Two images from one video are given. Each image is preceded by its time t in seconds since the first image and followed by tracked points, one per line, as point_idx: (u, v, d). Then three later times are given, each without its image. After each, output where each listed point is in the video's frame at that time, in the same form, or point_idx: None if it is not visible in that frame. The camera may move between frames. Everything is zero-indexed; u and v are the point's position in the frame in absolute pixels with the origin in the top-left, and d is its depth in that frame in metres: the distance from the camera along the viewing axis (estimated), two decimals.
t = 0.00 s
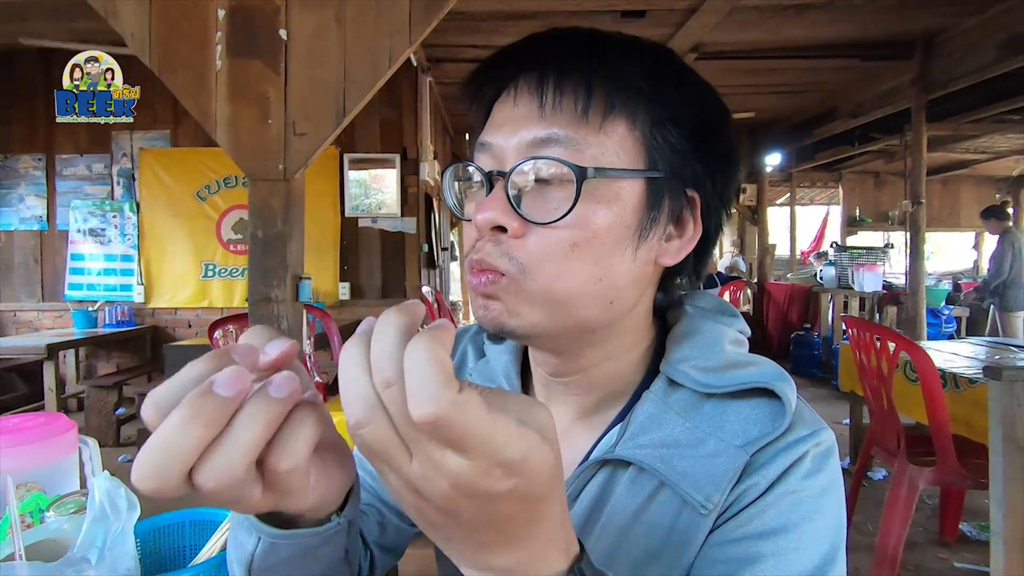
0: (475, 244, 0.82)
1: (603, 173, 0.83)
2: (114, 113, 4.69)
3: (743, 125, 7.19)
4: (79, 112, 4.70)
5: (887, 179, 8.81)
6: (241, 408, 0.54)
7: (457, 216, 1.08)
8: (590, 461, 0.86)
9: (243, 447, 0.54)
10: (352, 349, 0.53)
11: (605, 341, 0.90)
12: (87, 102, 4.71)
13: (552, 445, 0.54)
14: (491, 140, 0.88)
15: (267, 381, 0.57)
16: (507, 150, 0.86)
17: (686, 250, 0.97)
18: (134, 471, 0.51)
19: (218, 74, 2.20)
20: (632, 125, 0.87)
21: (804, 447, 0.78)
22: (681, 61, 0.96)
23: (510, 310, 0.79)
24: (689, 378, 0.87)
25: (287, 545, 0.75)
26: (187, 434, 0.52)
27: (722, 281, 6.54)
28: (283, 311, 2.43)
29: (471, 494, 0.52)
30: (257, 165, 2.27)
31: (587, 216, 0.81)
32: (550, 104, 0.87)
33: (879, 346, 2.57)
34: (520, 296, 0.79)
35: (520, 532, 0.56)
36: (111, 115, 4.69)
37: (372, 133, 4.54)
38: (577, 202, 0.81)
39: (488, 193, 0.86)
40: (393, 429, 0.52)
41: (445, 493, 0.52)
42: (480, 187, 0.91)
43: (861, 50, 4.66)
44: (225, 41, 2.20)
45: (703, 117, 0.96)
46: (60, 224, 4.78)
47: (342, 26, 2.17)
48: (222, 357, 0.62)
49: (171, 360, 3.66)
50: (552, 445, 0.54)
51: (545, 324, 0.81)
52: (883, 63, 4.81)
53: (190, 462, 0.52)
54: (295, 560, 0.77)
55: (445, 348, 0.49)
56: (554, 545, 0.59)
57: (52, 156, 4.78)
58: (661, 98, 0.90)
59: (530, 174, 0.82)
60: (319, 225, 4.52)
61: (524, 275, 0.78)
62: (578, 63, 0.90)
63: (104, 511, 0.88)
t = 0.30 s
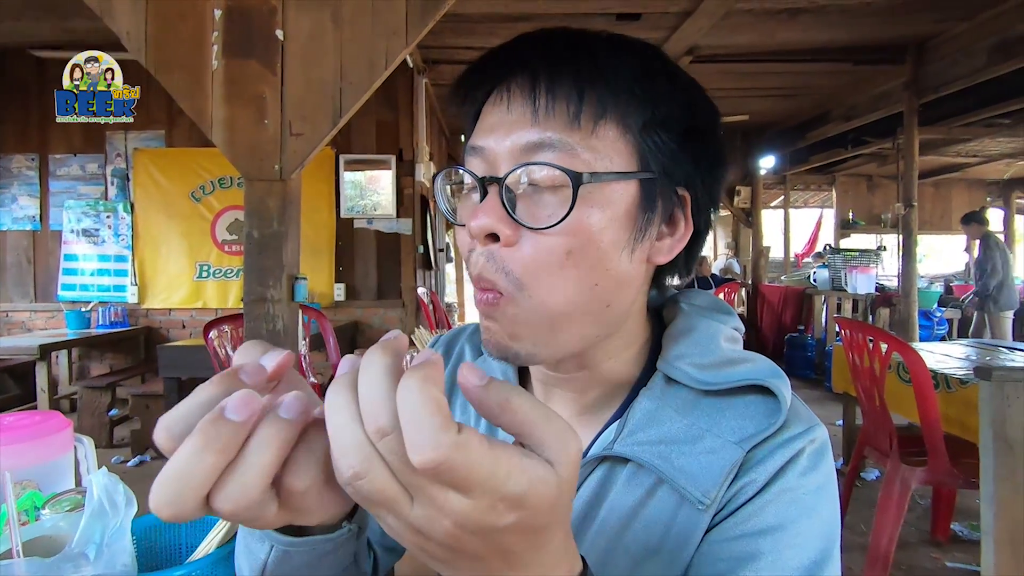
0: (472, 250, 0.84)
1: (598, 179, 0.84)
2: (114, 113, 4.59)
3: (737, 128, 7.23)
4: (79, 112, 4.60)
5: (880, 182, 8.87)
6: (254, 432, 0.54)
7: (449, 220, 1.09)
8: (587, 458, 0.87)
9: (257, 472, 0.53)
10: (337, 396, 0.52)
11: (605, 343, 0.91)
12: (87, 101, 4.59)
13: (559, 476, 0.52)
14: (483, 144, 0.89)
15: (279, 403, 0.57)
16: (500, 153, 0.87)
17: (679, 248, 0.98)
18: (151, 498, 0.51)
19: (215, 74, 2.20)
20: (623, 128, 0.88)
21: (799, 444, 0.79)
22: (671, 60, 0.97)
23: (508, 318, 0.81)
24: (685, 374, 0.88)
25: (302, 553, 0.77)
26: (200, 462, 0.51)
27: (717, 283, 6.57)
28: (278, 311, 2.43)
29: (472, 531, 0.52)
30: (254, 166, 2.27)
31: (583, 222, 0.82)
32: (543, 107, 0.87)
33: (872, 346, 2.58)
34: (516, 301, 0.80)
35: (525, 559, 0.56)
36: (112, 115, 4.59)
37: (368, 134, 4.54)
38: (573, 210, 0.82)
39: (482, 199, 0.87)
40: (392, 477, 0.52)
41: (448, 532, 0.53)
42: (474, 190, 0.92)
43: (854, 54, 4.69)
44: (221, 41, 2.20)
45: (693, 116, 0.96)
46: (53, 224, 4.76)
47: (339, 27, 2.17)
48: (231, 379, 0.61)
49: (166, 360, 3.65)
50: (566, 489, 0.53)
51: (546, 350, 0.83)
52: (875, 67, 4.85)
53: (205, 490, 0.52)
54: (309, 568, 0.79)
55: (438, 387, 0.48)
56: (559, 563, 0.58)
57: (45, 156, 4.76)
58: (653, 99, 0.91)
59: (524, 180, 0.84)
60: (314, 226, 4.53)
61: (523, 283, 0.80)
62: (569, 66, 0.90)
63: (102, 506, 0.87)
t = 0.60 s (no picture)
0: (470, 258, 0.84)
1: (594, 183, 0.85)
2: (114, 113, 4.70)
3: (734, 129, 7.26)
4: (79, 112, 4.72)
5: (876, 183, 8.91)
6: (290, 438, 0.54)
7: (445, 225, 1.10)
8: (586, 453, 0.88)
9: (292, 478, 0.54)
10: (349, 401, 0.53)
11: (602, 336, 0.91)
12: (87, 101, 4.72)
13: (567, 479, 0.53)
14: (477, 150, 0.89)
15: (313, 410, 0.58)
16: (494, 159, 0.87)
17: (674, 244, 1.00)
18: (193, 502, 0.51)
19: (213, 73, 2.21)
20: (617, 130, 0.89)
21: (795, 439, 0.80)
22: (660, 59, 0.97)
23: (511, 325, 0.81)
24: (682, 371, 0.88)
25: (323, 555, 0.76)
26: (241, 468, 0.51)
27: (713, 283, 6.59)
28: (277, 310, 2.43)
29: (478, 527, 0.53)
30: (252, 165, 2.28)
31: (579, 225, 0.83)
32: (536, 113, 0.87)
33: (867, 346, 2.60)
34: (519, 309, 0.81)
35: (529, 557, 0.57)
36: (111, 115, 4.70)
37: (365, 134, 4.54)
38: (570, 213, 0.83)
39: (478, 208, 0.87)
40: (402, 474, 0.52)
41: (456, 529, 0.53)
42: (468, 198, 0.92)
43: (849, 56, 4.71)
44: (220, 40, 2.20)
45: (683, 115, 0.97)
46: (49, 223, 4.75)
47: (338, 27, 2.17)
48: (265, 386, 0.60)
49: (162, 360, 3.65)
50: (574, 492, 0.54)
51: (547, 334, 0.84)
52: (871, 68, 4.88)
53: (245, 494, 0.52)
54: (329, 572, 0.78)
55: (447, 389, 0.49)
56: (561, 562, 0.59)
57: (41, 155, 4.75)
58: (644, 101, 0.91)
59: (519, 186, 0.84)
60: (311, 226, 4.53)
61: (526, 288, 0.80)
62: (559, 72, 0.90)
63: (103, 503, 0.87)
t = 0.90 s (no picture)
0: (460, 261, 0.84)
1: (574, 184, 0.85)
2: (114, 113, 4.66)
3: (731, 131, 7.27)
4: (79, 112, 4.67)
5: (871, 186, 8.95)
6: (285, 441, 0.55)
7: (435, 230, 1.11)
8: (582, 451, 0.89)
9: (289, 481, 0.54)
10: (343, 409, 0.54)
11: (594, 343, 0.91)
12: (87, 101, 4.67)
13: (557, 480, 0.53)
14: (463, 153, 0.90)
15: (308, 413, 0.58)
16: (478, 161, 0.87)
17: (658, 246, 0.99)
18: (195, 507, 0.53)
19: (211, 74, 2.21)
20: (598, 132, 0.88)
21: (786, 437, 0.81)
22: (642, 59, 0.96)
23: (497, 324, 0.82)
24: (676, 371, 0.88)
25: (329, 557, 0.76)
26: (239, 471, 0.52)
27: (710, 284, 6.61)
28: (274, 310, 2.43)
29: (471, 527, 0.53)
30: (251, 165, 2.28)
31: (563, 227, 0.83)
32: (517, 114, 0.88)
33: (862, 347, 2.62)
34: (508, 313, 0.82)
35: (522, 557, 0.57)
36: (111, 115, 4.66)
37: (362, 134, 4.54)
38: (553, 215, 0.84)
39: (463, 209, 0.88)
40: (396, 476, 0.53)
41: (448, 529, 0.54)
42: (455, 201, 0.93)
43: (846, 58, 4.73)
44: (218, 40, 2.20)
45: (664, 116, 0.95)
46: (45, 223, 4.73)
47: (336, 28, 2.18)
48: (260, 394, 0.61)
49: (159, 360, 3.64)
50: (564, 491, 0.54)
51: (537, 344, 0.84)
52: (867, 71, 4.90)
53: (244, 497, 0.53)
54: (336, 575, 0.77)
55: (438, 392, 0.50)
56: (553, 561, 0.60)
57: (37, 155, 4.73)
58: (625, 101, 0.90)
59: (504, 187, 0.85)
60: (308, 226, 4.52)
61: (515, 292, 0.81)
62: (540, 75, 0.90)
63: (103, 501, 0.88)
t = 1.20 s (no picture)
0: (447, 268, 0.83)
1: (560, 190, 0.84)
2: (114, 113, 4.66)
3: (729, 130, 7.27)
4: (79, 112, 4.68)
5: (869, 185, 8.96)
6: (289, 449, 0.55)
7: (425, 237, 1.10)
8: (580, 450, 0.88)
9: (292, 490, 0.54)
10: (335, 414, 0.54)
11: (585, 335, 0.91)
12: (87, 101, 4.69)
13: (551, 481, 0.53)
14: (449, 159, 0.88)
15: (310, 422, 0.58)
16: (463, 166, 0.86)
17: (649, 245, 0.97)
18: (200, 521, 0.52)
19: (209, 73, 2.20)
20: (582, 135, 0.87)
21: (782, 434, 0.80)
22: (625, 57, 0.94)
23: (489, 327, 0.81)
24: (673, 369, 0.88)
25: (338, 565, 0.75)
26: (243, 482, 0.52)
27: (708, 284, 6.61)
28: (272, 310, 2.41)
29: (466, 529, 0.53)
30: (249, 165, 2.27)
31: (552, 227, 0.82)
32: (500, 120, 0.86)
33: (860, 346, 2.62)
34: (500, 316, 0.81)
35: (518, 557, 0.57)
36: (111, 115, 4.66)
37: (360, 134, 4.54)
38: (539, 219, 0.82)
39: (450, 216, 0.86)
40: (389, 481, 0.53)
41: (443, 531, 0.53)
42: (443, 209, 0.91)
43: (844, 58, 4.73)
44: (215, 39, 2.20)
45: (649, 115, 0.94)
46: (42, 223, 4.72)
47: (333, 27, 2.17)
48: (260, 405, 0.61)
49: (156, 359, 3.63)
50: (558, 489, 0.54)
51: (522, 344, 0.83)
52: (865, 71, 4.91)
53: (249, 508, 0.53)
54: None
55: (428, 394, 0.50)
56: (551, 561, 0.59)
57: (34, 154, 4.72)
58: (609, 101, 0.88)
59: (490, 194, 0.83)
60: (306, 226, 4.51)
61: (508, 294, 0.80)
62: (521, 78, 0.88)
63: (99, 501, 0.88)
